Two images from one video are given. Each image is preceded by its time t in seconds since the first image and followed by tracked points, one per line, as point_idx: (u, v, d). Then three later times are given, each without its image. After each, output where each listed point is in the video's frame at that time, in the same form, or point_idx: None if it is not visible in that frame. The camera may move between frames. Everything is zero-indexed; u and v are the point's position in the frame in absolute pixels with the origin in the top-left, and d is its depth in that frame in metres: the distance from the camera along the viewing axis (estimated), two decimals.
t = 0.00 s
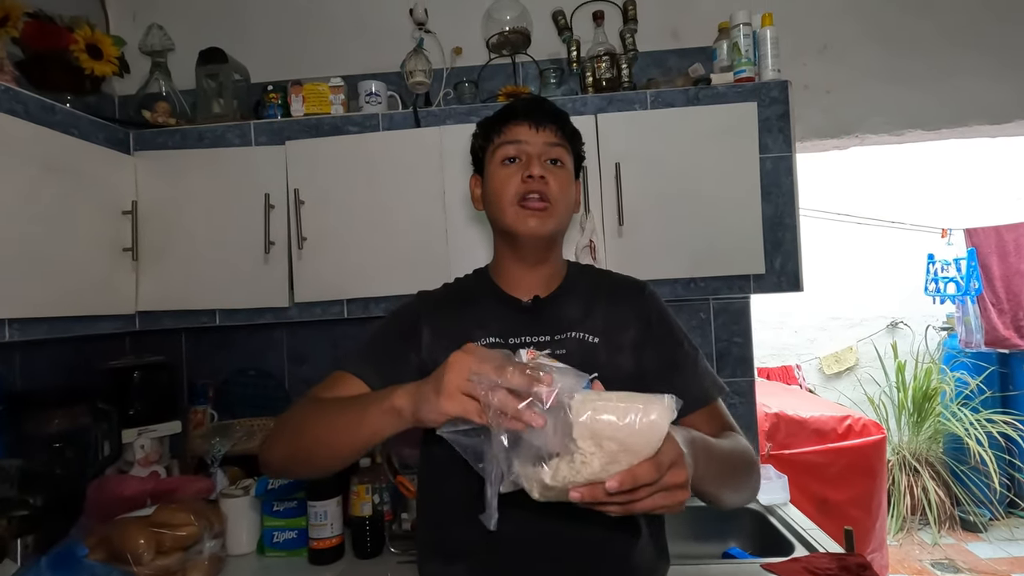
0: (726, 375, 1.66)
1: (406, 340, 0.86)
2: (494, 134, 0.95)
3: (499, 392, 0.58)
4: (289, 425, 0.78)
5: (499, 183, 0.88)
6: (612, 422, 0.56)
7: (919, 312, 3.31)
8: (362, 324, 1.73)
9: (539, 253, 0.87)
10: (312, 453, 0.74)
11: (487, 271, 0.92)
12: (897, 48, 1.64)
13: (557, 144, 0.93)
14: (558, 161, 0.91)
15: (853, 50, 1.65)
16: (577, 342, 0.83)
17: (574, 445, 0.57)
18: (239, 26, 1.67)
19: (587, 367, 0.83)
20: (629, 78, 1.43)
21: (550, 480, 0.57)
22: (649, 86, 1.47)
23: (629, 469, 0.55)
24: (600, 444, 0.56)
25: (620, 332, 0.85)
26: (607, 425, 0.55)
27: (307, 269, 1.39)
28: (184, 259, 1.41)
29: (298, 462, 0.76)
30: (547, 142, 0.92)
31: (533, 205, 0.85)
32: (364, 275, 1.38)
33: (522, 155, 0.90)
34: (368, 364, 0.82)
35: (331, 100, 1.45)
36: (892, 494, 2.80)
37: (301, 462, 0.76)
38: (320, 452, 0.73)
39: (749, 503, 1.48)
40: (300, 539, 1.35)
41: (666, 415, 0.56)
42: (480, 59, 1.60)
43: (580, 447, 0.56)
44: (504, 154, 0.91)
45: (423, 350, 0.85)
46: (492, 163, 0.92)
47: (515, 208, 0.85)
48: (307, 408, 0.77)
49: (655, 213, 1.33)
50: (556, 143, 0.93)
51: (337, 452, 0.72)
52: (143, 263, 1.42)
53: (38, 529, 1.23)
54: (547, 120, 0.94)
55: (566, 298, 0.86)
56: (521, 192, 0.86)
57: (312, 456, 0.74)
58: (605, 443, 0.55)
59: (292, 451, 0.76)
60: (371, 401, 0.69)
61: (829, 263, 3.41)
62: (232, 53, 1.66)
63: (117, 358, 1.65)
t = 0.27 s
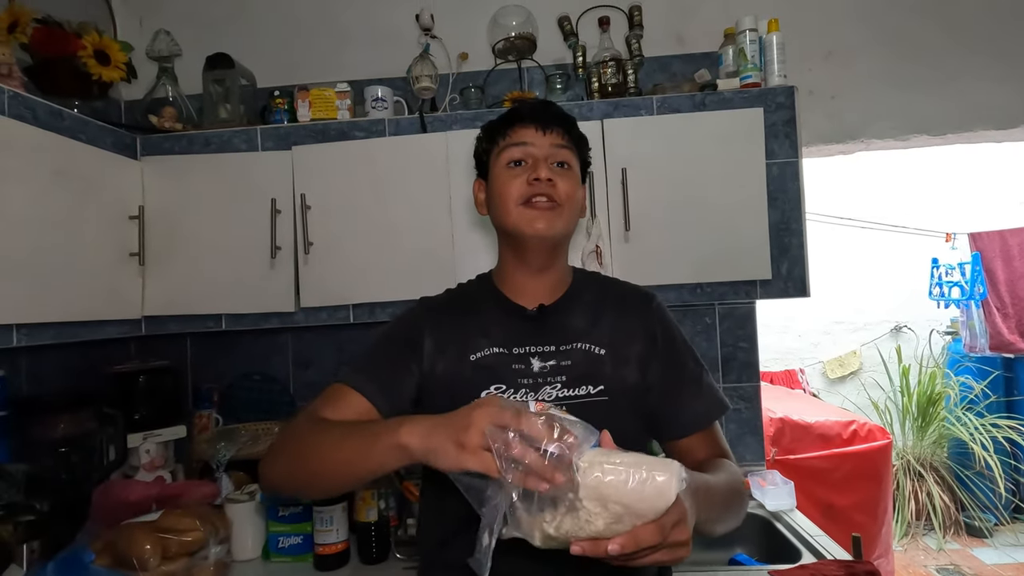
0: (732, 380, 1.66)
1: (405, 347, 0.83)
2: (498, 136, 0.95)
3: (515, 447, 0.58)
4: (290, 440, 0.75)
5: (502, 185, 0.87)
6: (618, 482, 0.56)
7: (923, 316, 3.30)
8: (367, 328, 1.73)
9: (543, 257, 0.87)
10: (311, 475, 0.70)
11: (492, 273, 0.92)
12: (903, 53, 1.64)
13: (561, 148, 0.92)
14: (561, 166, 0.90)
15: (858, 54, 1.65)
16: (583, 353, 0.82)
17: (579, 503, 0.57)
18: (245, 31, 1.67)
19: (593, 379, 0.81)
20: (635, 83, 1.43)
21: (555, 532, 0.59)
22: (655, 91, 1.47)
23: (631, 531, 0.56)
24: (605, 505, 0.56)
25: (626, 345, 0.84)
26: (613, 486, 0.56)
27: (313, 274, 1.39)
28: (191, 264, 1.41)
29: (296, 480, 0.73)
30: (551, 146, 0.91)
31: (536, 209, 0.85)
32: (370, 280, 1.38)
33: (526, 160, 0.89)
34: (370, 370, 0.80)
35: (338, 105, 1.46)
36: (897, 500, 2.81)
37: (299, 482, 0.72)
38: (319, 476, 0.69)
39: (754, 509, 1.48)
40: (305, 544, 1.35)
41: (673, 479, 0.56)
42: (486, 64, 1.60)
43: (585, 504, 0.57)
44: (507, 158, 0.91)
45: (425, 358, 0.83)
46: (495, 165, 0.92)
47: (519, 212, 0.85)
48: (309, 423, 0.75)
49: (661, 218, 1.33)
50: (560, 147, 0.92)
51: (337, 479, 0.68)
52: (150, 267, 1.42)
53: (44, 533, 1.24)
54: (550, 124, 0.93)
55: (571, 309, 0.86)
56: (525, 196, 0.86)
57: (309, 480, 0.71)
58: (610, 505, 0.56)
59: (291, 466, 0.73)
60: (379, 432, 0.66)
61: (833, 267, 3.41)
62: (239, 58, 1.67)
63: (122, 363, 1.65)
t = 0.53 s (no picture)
0: (735, 383, 1.66)
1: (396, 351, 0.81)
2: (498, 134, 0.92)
3: (514, 524, 0.58)
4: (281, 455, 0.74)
5: (500, 188, 0.86)
6: (601, 535, 0.55)
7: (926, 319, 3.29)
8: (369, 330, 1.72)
9: (543, 264, 0.87)
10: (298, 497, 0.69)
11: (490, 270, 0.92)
12: (908, 55, 1.63)
13: (562, 149, 0.90)
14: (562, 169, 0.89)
15: (862, 56, 1.65)
16: (582, 358, 0.81)
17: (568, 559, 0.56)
18: (249, 32, 1.67)
19: (592, 385, 0.80)
20: (638, 85, 1.42)
21: None
22: (658, 93, 1.47)
23: None
24: (592, 559, 0.55)
25: (627, 351, 0.83)
26: (595, 539, 0.55)
27: (315, 276, 1.39)
28: (193, 265, 1.41)
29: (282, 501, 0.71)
30: (552, 148, 0.89)
31: (538, 218, 0.84)
32: (372, 281, 1.37)
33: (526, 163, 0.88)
34: (364, 375, 0.79)
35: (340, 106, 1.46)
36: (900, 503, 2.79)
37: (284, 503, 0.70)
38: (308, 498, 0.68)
39: (759, 512, 1.47)
40: (306, 547, 1.34)
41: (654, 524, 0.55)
42: (489, 66, 1.60)
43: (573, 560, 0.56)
44: (507, 159, 0.89)
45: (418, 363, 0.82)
46: (494, 164, 0.91)
47: (520, 219, 0.85)
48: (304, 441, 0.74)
49: (664, 220, 1.32)
50: (561, 148, 0.90)
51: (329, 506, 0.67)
52: (152, 269, 1.42)
53: (43, 536, 1.19)
54: (552, 123, 0.91)
55: (570, 313, 0.85)
56: (526, 202, 0.85)
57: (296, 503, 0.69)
58: (597, 558, 0.55)
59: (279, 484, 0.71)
60: (378, 463, 0.66)
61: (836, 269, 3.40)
62: (242, 60, 1.67)
63: (124, 364, 1.64)
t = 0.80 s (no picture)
0: (740, 385, 1.64)
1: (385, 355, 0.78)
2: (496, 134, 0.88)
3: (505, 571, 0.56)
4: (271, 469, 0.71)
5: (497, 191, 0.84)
6: None
7: (930, 322, 3.28)
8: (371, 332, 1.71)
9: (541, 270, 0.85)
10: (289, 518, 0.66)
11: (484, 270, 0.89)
12: (914, 55, 1.62)
13: (563, 152, 0.87)
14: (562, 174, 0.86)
15: (868, 57, 1.64)
16: (579, 363, 0.80)
17: None
18: (251, 32, 1.66)
19: (591, 390, 0.79)
20: (642, 85, 1.41)
21: None
22: (663, 93, 1.46)
23: None
24: None
25: (627, 355, 0.81)
26: None
27: (317, 276, 1.38)
28: (194, 265, 1.40)
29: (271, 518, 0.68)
30: (552, 152, 0.86)
31: (537, 227, 0.82)
32: (373, 282, 1.36)
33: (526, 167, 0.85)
34: (352, 380, 0.76)
35: (343, 106, 1.45)
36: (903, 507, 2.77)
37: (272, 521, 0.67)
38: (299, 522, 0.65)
39: (763, 516, 1.46)
40: (307, 550, 1.33)
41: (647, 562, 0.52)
42: (493, 66, 1.59)
43: None
44: (506, 162, 0.86)
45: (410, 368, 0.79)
46: (491, 165, 0.87)
47: (519, 228, 0.82)
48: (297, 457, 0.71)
49: (669, 221, 1.31)
50: (562, 151, 0.87)
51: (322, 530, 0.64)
52: (152, 269, 1.41)
53: (43, 539, 1.18)
54: (553, 125, 0.87)
55: (569, 316, 0.83)
56: (525, 211, 0.82)
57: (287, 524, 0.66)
58: None
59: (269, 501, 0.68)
60: (377, 491, 0.63)
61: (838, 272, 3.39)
62: (245, 59, 1.66)
63: (124, 365, 1.63)
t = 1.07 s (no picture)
0: (746, 386, 1.64)
1: (396, 357, 0.76)
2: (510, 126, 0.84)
3: None
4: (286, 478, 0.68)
5: (509, 189, 0.81)
6: None
7: (934, 324, 3.27)
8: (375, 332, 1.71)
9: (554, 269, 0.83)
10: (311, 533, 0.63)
11: (493, 266, 0.87)
12: (921, 56, 1.62)
13: (579, 147, 0.84)
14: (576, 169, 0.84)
15: (875, 57, 1.63)
16: (594, 364, 0.79)
17: None
18: (257, 31, 1.66)
19: (607, 391, 0.78)
20: (650, 85, 1.41)
21: None
22: (671, 92, 1.45)
23: None
24: None
25: (640, 355, 0.81)
26: None
27: (323, 276, 1.37)
28: (200, 264, 1.40)
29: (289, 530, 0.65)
30: (567, 146, 0.83)
31: (552, 225, 0.81)
32: (379, 281, 1.36)
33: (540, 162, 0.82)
34: (364, 383, 0.74)
35: (349, 104, 1.45)
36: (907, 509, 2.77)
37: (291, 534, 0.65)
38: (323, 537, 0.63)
39: (770, 518, 1.46)
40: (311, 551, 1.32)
41: None
42: (499, 65, 1.59)
43: None
44: (518, 155, 0.82)
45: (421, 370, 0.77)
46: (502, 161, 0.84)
47: (533, 227, 0.81)
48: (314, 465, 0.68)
49: (676, 220, 1.31)
50: (578, 145, 0.84)
51: (352, 542, 0.62)
52: (158, 267, 1.40)
53: (45, 539, 1.16)
54: (569, 118, 0.84)
55: (584, 315, 0.82)
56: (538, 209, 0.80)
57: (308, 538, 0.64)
58: None
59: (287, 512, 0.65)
60: (417, 500, 0.62)
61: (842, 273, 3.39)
62: (250, 58, 1.66)
63: (128, 364, 1.63)
